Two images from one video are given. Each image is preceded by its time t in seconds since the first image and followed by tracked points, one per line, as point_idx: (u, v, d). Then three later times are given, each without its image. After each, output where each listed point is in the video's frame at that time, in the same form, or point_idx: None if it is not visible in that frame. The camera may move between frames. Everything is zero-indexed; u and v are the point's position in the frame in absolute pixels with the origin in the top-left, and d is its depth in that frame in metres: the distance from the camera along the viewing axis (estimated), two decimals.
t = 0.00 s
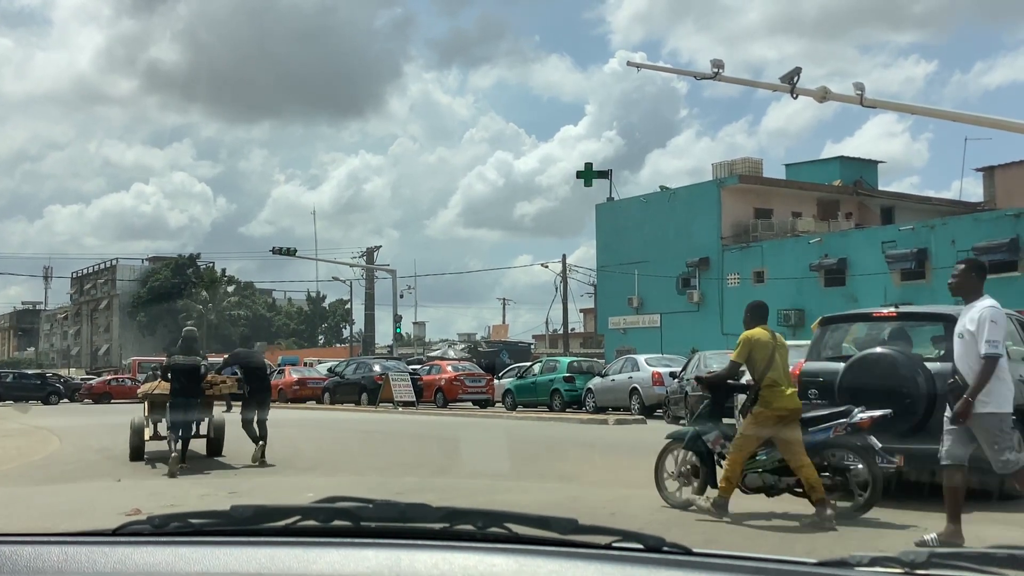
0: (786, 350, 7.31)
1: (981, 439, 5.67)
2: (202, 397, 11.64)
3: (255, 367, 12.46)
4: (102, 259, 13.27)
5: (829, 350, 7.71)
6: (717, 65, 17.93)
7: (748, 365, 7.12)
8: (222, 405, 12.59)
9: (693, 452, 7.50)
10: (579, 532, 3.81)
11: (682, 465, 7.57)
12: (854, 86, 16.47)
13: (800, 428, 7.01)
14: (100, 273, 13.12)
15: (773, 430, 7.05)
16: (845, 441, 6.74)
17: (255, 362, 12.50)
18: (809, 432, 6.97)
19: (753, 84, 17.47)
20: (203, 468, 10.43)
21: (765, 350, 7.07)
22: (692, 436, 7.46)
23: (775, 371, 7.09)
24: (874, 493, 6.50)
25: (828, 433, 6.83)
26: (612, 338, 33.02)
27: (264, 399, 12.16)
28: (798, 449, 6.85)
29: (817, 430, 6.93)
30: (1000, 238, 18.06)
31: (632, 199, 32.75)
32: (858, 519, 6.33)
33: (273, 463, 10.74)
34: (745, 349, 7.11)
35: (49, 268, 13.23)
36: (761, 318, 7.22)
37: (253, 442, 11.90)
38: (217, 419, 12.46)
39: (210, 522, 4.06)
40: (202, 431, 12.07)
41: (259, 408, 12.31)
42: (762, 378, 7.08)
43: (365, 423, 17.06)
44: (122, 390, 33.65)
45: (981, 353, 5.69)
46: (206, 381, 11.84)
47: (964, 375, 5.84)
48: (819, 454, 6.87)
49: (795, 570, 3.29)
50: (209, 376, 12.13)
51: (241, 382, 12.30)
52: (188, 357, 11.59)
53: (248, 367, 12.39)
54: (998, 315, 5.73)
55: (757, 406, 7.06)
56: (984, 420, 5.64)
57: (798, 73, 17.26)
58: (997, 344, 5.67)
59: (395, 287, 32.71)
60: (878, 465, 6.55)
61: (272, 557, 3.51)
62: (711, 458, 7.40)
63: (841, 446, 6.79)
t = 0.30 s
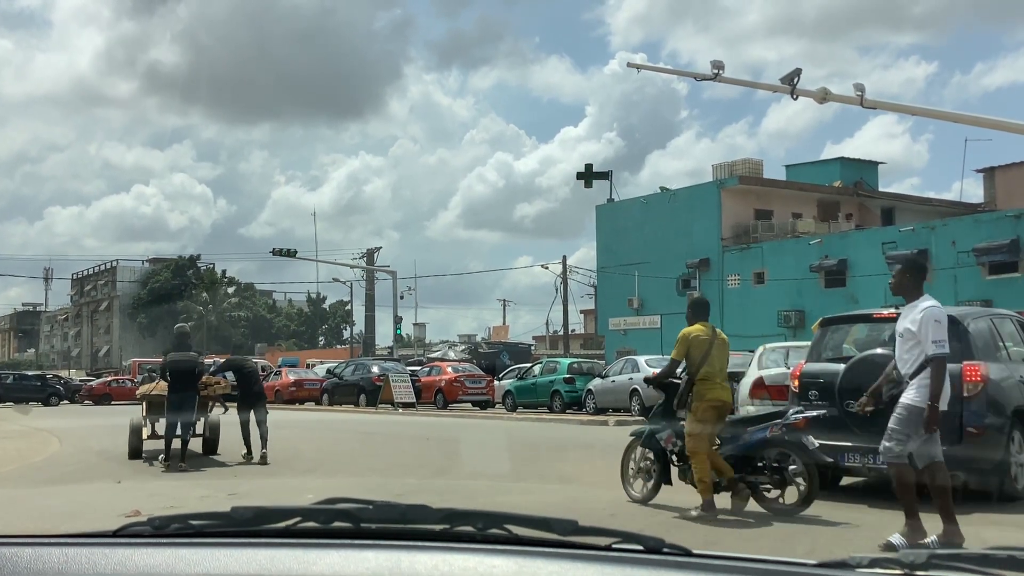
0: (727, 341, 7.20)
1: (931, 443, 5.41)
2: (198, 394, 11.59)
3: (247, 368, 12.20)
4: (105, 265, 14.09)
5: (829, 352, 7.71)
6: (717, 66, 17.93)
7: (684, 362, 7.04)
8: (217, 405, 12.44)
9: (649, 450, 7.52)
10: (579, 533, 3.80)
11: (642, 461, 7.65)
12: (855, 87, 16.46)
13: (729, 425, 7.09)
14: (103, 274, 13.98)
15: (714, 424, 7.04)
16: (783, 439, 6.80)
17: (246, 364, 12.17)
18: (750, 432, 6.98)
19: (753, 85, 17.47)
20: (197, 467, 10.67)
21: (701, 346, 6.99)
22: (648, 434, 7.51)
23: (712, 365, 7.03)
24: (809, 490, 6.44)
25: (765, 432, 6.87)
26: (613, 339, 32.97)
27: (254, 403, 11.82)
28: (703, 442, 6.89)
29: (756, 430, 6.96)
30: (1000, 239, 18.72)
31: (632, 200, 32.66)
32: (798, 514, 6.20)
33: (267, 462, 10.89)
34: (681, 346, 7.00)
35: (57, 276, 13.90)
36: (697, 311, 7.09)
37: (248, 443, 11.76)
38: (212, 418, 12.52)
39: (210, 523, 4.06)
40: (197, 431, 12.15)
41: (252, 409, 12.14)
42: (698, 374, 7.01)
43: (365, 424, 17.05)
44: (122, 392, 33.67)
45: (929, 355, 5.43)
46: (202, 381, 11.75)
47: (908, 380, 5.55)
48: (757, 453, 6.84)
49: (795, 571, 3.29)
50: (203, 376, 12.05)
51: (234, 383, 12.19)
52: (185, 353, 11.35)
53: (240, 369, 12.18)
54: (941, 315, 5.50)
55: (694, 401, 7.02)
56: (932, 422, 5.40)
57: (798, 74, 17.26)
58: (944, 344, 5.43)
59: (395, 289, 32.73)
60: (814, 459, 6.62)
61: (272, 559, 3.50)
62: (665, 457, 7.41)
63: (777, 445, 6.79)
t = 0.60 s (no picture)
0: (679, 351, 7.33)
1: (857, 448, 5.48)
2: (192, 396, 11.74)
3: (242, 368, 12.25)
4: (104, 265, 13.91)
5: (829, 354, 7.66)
6: (717, 67, 17.93)
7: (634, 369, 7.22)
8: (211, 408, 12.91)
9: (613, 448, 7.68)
10: (580, 536, 3.80)
11: (609, 457, 7.88)
12: (855, 88, 16.47)
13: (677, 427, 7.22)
14: (103, 275, 13.74)
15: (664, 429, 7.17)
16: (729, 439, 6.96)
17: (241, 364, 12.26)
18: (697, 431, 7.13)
19: (753, 86, 17.47)
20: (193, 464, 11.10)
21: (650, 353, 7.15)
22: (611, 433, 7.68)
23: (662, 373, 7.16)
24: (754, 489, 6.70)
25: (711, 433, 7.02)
26: (613, 340, 32.93)
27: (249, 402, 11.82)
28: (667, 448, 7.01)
29: (703, 429, 7.11)
30: (1001, 240, 18.51)
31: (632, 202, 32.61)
32: (744, 510, 6.60)
33: (259, 459, 11.35)
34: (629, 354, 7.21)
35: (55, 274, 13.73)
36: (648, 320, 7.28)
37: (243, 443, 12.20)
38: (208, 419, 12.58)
39: (210, 526, 4.06)
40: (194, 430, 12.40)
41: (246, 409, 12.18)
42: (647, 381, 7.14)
43: (366, 426, 17.03)
44: (123, 394, 33.65)
45: (859, 363, 5.48)
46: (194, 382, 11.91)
47: (838, 385, 5.59)
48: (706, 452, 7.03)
49: (793, 573, 3.30)
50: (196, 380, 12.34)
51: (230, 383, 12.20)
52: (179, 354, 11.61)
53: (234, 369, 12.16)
54: (870, 323, 5.56)
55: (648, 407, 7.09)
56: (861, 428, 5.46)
57: (798, 75, 17.26)
58: (874, 352, 5.49)
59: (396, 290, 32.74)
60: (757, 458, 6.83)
61: (271, 562, 3.49)
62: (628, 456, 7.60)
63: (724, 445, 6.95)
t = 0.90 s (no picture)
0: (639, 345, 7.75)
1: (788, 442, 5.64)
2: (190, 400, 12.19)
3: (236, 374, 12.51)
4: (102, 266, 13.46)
5: (829, 355, 7.65)
6: (718, 69, 17.92)
7: (595, 362, 7.67)
8: (205, 410, 13.47)
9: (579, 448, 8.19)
10: (580, 541, 3.79)
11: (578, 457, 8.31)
12: (855, 89, 16.46)
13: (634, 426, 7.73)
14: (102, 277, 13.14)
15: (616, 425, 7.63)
16: (680, 437, 7.59)
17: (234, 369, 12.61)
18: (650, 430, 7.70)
19: (753, 87, 17.46)
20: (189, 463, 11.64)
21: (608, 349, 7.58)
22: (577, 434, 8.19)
23: (622, 367, 7.60)
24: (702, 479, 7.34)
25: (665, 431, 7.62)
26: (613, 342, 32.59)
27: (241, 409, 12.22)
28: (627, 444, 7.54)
29: (656, 430, 7.67)
30: (1001, 242, 18.16)
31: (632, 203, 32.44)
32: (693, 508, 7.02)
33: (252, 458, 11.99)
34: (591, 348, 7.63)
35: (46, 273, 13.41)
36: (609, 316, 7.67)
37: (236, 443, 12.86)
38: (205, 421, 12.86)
39: (211, 531, 4.05)
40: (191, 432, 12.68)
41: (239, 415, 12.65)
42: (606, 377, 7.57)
43: (367, 428, 17.03)
44: (123, 396, 33.64)
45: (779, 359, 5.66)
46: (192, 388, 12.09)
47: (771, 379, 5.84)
48: (659, 451, 7.57)
49: None
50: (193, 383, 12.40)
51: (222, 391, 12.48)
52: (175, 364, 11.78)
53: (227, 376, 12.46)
54: (796, 319, 5.68)
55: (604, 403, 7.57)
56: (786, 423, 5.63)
57: (798, 77, 17.24)
58: (794, 348, 5.61)
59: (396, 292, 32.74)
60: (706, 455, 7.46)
61: (272, 567, 3.49)
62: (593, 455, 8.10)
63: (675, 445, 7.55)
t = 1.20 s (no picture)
0: (602, 353, 8.11)
1: (719, 444, 5.88)
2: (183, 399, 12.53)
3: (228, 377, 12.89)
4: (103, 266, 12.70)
5: (830, 356, 7.63)
6: (717, 70, 17.92)
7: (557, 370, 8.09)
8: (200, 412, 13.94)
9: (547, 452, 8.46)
10: (579, 543, 3.79)
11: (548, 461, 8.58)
12: (854, 90, 16.47)
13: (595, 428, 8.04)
14: (102, 279, 12.55)
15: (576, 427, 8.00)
16: (638, 435, 7.81)
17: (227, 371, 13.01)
18: (610, 431, 7.97)
19: (753, 87, 17.46)
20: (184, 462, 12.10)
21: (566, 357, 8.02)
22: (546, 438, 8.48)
23: (581, 373, 7.98)
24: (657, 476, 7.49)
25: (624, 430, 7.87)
26: (613, 343, 32.25)
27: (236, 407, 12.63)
28: (589, 443, 7.84)
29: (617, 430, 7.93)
30: (1002, 243, 18.32)
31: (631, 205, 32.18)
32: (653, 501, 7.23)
33: (245, 458, 12.49)
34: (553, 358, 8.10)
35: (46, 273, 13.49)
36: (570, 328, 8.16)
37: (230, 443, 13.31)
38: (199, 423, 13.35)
39: (210, 533, 4.04)
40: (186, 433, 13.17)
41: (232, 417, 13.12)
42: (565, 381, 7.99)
43: (366, 430, 17.00)
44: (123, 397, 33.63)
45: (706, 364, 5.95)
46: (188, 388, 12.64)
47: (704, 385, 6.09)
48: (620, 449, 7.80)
49: None
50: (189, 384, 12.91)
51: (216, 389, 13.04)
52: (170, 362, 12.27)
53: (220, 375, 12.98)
54: (722, 325, 5.97)
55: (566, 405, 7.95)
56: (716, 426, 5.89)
57: (798, 77, 17.24)
58: (719, 352, 5.89)
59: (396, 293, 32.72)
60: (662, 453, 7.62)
61: (271, 570, 3.48)
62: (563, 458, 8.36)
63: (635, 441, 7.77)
